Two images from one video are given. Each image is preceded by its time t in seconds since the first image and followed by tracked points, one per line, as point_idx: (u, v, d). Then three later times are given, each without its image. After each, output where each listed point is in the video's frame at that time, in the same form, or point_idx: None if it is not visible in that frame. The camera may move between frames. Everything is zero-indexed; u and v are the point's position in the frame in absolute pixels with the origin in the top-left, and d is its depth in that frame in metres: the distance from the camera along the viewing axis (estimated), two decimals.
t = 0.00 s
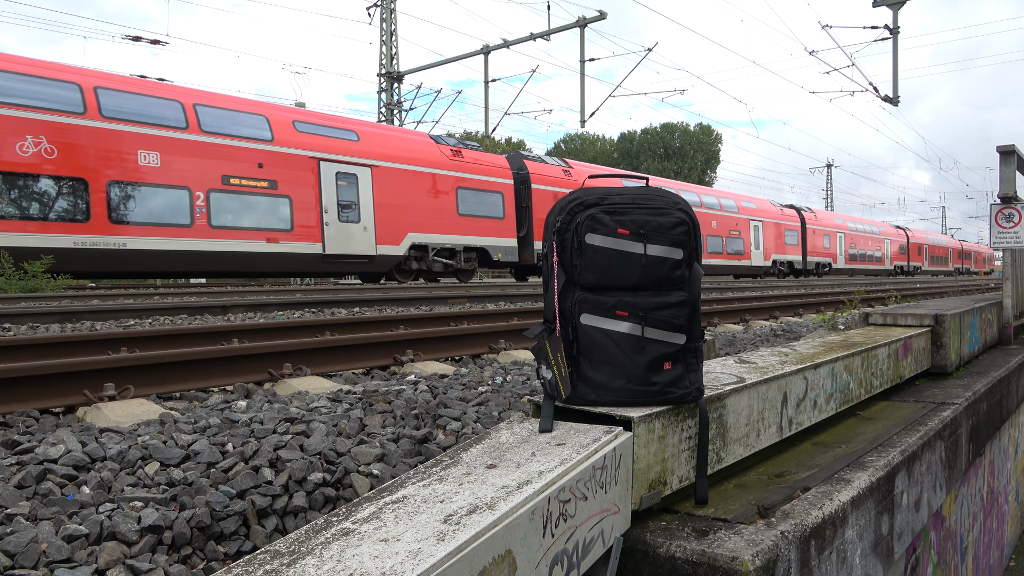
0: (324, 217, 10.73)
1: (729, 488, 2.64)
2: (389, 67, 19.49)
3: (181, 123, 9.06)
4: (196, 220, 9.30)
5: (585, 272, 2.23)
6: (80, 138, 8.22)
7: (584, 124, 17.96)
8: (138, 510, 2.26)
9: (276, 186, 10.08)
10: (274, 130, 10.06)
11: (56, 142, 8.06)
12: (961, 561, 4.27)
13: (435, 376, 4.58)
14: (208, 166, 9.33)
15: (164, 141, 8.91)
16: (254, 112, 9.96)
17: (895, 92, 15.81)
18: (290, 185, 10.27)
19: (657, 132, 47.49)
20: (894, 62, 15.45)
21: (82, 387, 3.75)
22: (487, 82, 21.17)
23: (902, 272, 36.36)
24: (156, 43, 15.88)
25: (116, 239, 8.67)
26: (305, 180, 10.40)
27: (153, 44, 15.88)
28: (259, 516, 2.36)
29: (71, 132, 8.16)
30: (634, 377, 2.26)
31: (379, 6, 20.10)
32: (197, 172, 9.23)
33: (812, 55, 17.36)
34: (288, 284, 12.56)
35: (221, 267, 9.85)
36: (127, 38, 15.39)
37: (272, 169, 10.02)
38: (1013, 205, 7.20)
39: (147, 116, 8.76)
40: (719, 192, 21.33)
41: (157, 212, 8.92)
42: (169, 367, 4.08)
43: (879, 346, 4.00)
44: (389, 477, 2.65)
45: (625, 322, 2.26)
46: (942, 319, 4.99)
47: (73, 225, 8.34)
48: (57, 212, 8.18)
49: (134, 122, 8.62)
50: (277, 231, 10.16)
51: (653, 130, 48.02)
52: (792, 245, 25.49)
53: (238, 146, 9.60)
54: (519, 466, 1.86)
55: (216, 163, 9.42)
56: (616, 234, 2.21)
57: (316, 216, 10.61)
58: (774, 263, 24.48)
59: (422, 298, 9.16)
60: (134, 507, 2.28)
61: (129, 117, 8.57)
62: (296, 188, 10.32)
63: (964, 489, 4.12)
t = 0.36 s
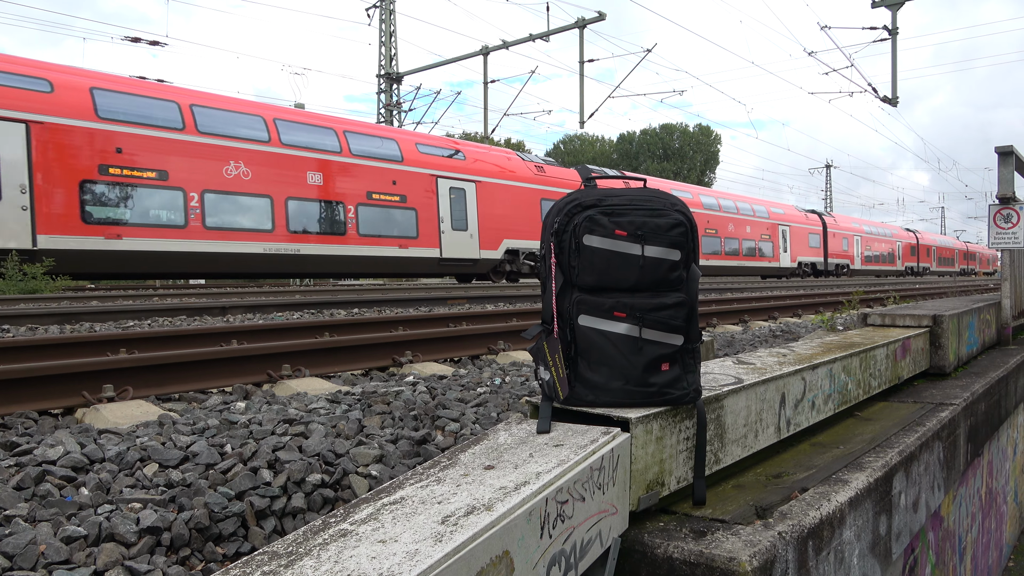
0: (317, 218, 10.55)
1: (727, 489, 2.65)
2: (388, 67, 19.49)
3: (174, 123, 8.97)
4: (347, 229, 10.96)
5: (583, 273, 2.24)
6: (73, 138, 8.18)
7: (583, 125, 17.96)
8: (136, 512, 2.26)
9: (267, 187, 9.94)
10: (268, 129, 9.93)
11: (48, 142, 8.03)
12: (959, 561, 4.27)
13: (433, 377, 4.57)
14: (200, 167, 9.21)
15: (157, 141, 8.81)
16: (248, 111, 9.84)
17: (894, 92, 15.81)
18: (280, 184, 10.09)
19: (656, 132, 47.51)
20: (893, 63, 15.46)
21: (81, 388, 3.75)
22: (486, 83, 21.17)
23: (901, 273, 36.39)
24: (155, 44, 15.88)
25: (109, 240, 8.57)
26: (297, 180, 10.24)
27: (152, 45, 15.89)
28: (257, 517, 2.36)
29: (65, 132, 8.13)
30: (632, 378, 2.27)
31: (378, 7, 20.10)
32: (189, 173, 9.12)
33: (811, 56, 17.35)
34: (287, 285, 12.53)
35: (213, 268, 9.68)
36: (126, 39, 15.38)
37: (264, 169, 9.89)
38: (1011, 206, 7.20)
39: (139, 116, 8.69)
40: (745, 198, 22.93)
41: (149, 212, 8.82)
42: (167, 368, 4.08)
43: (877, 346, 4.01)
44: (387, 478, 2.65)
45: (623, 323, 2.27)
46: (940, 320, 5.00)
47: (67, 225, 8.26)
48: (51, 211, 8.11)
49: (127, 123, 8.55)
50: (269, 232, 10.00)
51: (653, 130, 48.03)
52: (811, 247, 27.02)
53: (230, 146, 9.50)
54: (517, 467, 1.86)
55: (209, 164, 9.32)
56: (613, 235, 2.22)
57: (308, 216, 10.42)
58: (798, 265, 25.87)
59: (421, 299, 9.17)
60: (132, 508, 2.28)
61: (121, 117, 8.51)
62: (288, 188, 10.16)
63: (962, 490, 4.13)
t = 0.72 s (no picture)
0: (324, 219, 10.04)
1: (726, 489, 2.65)
2: (387, 69, 19.52)
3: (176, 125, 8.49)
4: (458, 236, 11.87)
5: (581, 274, 2.24)
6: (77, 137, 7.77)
7: (582, 126, 17.96)
8: (136, 514, 2.26)
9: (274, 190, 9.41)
10: (276, 130, 9.40)
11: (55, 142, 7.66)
12: (958, 561, 4.27)
13: (432, 378, 4.57)
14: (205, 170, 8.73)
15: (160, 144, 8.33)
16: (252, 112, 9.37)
17: (893, 92, 15.82)
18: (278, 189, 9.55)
19: (655, 133, 47.55)
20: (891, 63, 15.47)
21: (81, 390, 3.76)
22: (485, 84, 21.18)
23: (900, 273, 36.40)
24: (154, 45, 15.90)
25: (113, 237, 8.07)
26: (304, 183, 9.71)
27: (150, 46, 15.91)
28: (257, 518, 2.37)
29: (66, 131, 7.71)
30: (630, 378, 2.27)
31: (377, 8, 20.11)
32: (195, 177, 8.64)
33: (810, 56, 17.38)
34: (287, 287, 12.54)
35: (220, 272, 9.20)
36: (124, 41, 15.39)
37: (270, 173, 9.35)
38: (1009, 205, 7.22)
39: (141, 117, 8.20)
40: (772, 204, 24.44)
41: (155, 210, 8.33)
42: (166, 370, 4.08)
43: (876, 346, 4.01)
44: (386, 479, 2.65)
45: (621, 323, 2.27)
46: (939, 320, 5.00)
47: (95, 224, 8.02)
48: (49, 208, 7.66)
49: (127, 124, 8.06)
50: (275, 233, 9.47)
51: (652, 131, 48.06)
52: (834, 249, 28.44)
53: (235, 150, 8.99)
54: (515, 468, 1.87)
55: (217, 167, 8.89)
56: (612, 236, 2.22)
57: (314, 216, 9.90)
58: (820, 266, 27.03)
59: (421, 300, 9.16)
60: (131, 509, 2.28)
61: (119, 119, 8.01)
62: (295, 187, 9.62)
63: (961, 490, 4.13)
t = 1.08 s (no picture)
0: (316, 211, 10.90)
1: (725, 489, 2.65)
2: (386, 70, 19.52)
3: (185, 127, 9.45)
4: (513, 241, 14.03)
5: (581, 274, 2.24)
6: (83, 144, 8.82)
7: (581, 127, 17.94)
8: (135, 514, 2.26)
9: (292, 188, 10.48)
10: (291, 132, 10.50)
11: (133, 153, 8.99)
12: (957, 562, 4.27)
13: (431, 379, 4.56)
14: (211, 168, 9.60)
15: (168, 142, 9.27)
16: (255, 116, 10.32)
17: (892, 93, 15.83)
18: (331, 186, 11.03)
19: (655, 134, 47.58)
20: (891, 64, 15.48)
21: (79, 391, 3.75)
22: (484, 85, 21.18)
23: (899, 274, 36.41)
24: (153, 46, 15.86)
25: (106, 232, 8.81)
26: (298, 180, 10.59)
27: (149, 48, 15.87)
28: (257, 519, 2.36)
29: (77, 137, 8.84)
30: (630, 378, 2.27)
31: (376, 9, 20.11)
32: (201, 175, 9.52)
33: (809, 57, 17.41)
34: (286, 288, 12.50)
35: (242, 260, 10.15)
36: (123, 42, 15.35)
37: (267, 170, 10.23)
38: (1008, 206, 7.24)
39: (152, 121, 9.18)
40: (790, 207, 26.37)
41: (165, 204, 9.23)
42: (164, 371, 4.06)
43: (875, 347, 4.01)
44: (385, 480, 2.65)
45: (620, 323, 2.27)
46: (938, 320, 5.01)
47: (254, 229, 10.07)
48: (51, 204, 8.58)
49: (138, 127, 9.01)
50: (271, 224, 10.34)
51: (651, 132, 48.11)
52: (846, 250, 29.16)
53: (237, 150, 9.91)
54: (514, 468, 1.87)
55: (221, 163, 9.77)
56: (611, 237, 2.22)
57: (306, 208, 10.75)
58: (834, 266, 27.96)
59: (420, 301, 9.18)
60: (131, 510, 2.28)
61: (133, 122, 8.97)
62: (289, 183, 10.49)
63: (960, 490, 4.12)
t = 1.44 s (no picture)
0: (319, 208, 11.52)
1: (725, 490, 2.65)
2: (386, 71, 19.50)
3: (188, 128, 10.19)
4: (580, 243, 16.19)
5: (581, 275, 2.24)
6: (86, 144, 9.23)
7: (581, 127, 17.94)
8: (134, 515, 2.26)
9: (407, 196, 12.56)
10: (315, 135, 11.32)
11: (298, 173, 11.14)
12: (956, 562, 4.26)
13: (430, 380, 4.55)
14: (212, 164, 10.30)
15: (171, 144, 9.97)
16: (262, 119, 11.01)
17: (892, 93, 15.84)
18: (448, 200, 13.29)
19: (654, 134, 47.59)
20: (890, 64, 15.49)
21: (79, 392, 3.76)
22: (484, 86, 21.18)
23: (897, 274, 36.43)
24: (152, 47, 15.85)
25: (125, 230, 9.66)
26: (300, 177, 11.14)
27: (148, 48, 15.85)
28: (256, 520, 2.36)
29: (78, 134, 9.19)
30: (629, 379, 2.27)
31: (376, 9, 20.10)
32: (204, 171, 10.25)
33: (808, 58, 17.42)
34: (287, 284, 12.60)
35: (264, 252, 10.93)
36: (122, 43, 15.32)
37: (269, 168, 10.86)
38: (1007, 207, 7.24)
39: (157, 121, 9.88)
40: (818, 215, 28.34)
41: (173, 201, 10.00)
42: (162, 372, 4.06)
43: (875, 348, 4.01)
44: (384, 481, 2.65)
45: (620, 324, 2.27)
46: (937, 321, 5.02)
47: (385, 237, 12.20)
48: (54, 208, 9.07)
49: (143, 126, 9.72)
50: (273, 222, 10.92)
51: (651, 133, 48.13)
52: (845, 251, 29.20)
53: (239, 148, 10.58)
54: (514, 469, 1.86)
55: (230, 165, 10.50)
56: (610, 237, 2.23)
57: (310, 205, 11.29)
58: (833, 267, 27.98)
59: (419, 301, 9.20)
60: (130, 512, 2.28)
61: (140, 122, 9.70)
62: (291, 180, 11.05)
63: (959, 491, 4.11)
